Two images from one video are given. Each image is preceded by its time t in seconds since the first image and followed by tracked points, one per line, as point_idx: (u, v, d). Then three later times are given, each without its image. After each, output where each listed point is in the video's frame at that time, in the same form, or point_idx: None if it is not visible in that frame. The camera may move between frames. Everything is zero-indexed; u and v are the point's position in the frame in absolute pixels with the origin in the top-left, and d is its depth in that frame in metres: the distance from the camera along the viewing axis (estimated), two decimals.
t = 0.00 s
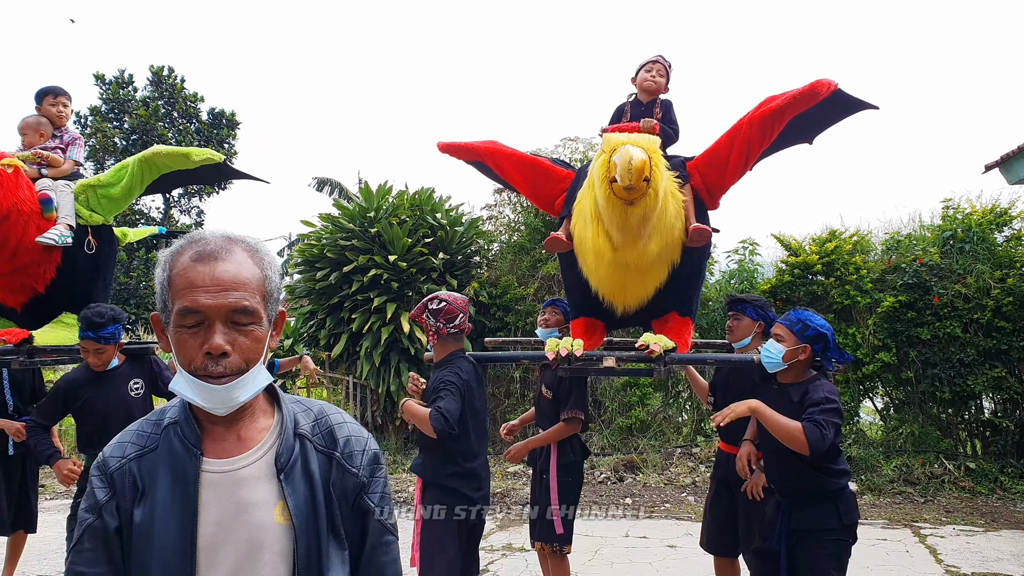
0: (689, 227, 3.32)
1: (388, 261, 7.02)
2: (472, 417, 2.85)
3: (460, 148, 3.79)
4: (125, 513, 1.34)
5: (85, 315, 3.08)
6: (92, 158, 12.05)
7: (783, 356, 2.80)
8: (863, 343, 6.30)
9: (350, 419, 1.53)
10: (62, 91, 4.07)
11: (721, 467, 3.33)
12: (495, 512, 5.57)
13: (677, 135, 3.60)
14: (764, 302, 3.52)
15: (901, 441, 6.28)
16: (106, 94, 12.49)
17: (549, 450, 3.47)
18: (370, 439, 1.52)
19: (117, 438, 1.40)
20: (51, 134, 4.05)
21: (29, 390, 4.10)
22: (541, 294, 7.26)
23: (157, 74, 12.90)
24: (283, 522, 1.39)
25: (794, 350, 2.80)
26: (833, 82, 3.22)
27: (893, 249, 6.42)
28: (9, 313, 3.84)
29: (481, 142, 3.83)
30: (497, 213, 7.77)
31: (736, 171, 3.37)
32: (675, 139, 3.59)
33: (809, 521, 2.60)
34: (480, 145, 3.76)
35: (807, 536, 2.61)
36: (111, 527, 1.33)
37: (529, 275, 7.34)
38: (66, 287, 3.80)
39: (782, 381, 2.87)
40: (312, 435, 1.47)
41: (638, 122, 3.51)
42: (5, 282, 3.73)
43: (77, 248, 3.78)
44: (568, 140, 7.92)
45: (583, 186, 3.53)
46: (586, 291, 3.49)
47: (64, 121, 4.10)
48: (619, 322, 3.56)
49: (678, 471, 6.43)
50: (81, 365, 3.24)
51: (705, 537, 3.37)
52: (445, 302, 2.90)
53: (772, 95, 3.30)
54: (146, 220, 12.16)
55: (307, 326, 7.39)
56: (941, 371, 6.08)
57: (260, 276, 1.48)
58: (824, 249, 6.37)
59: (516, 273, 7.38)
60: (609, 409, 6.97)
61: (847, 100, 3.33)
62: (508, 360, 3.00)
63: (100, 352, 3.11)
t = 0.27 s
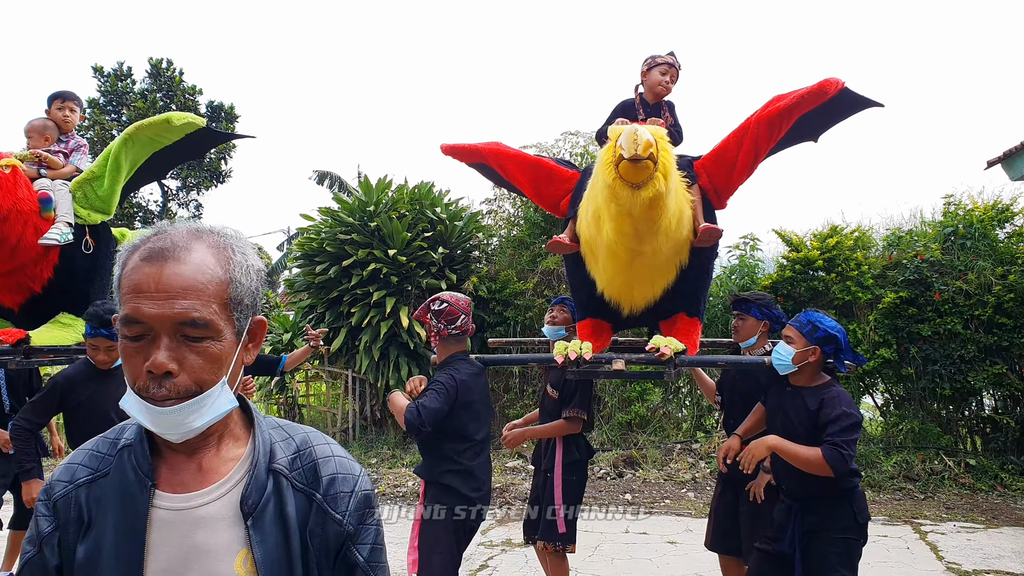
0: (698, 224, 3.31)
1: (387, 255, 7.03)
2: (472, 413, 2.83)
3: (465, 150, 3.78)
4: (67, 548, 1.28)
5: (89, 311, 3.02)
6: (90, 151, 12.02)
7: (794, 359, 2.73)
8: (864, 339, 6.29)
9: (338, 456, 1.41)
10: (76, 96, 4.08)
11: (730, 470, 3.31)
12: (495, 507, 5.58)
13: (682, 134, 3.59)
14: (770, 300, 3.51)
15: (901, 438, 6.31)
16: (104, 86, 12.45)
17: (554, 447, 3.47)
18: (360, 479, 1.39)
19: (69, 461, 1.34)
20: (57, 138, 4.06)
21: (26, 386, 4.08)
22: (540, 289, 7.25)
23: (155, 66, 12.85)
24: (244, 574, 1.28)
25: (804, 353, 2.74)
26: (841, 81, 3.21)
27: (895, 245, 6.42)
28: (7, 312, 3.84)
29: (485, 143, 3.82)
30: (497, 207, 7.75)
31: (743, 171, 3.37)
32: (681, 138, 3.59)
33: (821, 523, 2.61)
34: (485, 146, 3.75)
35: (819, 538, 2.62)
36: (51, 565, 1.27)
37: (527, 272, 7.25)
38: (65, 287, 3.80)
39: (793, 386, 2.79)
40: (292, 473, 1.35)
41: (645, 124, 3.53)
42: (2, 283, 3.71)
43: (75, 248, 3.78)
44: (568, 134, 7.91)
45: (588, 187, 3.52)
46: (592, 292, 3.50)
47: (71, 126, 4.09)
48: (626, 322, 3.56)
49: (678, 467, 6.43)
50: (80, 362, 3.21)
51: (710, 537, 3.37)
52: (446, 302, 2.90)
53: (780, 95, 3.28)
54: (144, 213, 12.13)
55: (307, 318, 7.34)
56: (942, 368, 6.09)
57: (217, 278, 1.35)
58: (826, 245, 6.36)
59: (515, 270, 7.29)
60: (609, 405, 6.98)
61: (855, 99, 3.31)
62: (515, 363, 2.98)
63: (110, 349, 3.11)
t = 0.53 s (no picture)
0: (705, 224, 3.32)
1: (387, 253, 7.03)
2: (478, 409, 2.83)
3: (471, 145, 3.76)
4: None
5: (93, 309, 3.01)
6: (89, 147, 12.01)
7: (801, 350, 2.73)
8: (866, 338, 6.29)
9: (298, 471, 1.25)
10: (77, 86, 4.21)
11: (731, 465, 3.33)
12: (495, 506, 5.57)
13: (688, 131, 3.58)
14: (774, 300, 3.48)
15: (901, 437, 6.32)
16: (103, 82, 12.42)
17: (554, 442, 3.46)
18: (324, 500, 1.24)
19: None
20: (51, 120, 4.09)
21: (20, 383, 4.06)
22: (541, 286, 7.23)
23: (154, 62, 12.83)
24: None
25: (813, 347, 2.73)
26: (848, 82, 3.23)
27: (896, 243, 6.42)
28: None
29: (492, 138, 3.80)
30: (497, 204, 7.74)
31: (751, 167, 3.34)
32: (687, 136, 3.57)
33: (823, 517, 2.60)
34: (491, 142, 3.74)
35: (818, 532, 2.61)
36: None
37: (528, 268, 7.29)
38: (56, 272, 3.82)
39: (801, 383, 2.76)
40: (236, 492, 1.20)
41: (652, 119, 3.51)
42: None
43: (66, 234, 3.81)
44: (569, 132, 7.91)
45: (595, 183, 3.52)
46: (597, 291, 3.49)
47: (66, 108, 4.15)
48: (631, 320, 3.56)
49: (678, 466, 6.42)
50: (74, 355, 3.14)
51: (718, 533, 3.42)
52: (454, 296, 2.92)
53: (787, 93, 3.29)
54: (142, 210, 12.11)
55: (306, 317, 7.33)
56: (943, 367, 6.08)
57: (141, 240, 1.18)
58: (827, 244, 6.36)
59: (515, 267, 7.34)
60: (609, 403, 7.08)
61: (862, 100, 3.31)
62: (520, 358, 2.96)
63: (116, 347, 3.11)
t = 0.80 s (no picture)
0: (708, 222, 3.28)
1: (388, 253, 7.02)
2: (479, 410, 2.81)
3: (476, 143, 3.77)
4: None
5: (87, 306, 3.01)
6: (88, 146, 12.02)
7: (804, 356, 2.69)
8: (868, 339, 6.28)
9: (183, 516, 1.02)
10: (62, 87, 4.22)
11: (737, 466, 3.34)
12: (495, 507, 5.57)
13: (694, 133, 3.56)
14: (778, 300, 3.47)
15: (903, 438, 6.31)
16: (103, 81, 12.41)
17: (559, 441, 3.45)
18: (217, 554, 1.00)
19: None
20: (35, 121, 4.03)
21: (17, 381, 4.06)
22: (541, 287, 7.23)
23: (154, 61, 12.82)
24: None
25: (815, 355, 2.68)
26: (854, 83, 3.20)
27: (899, 244, 6.41)
28: None
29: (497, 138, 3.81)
30: (498, 204, 7.72)
31: (756, 169, 3.35)
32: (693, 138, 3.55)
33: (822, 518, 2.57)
34: (498, 140, 3.73)
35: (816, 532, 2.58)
36: None
37: (529, 268, 7.28)
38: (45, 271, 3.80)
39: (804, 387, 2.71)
40: (101, 546, 0.97)
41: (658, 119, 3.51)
42: None
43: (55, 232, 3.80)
44: (570, 132, 7.89)
45: (601, 183, 3.51)
46: (600, 289, 3.49)
47: (49, 105, 4.13)
48: (634, 320, 3.56)
49: (680, 467, 6.42)
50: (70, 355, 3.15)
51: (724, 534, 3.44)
52: (454, 296, 2.90)
53: (793, 95, 3.27)
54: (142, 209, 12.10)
55: (306, 317, 7.32)
56: (945, 368, 6.07)
57: None
58: (829, 244, 6.35)
59: (516, 266, 7.35)
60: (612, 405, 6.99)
61: (869, 101, 3.29)
62: (523, 358, 2.96)
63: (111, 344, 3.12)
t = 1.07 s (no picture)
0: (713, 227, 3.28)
1: (390, 254, 7.01)
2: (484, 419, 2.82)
3: (477, 154, 3.78)
4: None
5: (75, 309, 2.97)
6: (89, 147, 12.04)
7: (818, 367, 2.65)
8: (871, 341, 6.28)
9: None
10: (40, 81, 4.08)
11: (742, 472, 3.34)
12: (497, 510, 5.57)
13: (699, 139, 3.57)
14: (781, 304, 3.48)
15: (907, 441, 6.30)
16: (104, 82, 12.43)
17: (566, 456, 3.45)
18: None
19: None
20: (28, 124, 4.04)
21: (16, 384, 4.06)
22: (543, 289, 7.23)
23: (155, 62, 12.84)
24: None
25: (831, 364, 2.66)
26: (854, 87, 3.21)
27: (902, 246, 6.41)
28: None
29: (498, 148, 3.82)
30: (499, 206, 7.72)
31: (758, 173, 3.34)
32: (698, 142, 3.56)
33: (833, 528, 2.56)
34: (499, 149, 3.76)
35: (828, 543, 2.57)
36: None
37: (531, 270, 7.26)
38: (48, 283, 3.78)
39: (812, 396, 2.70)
40: None
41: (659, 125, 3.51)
42: None
43: (56, 245, 3.75)
44: (572, 133, 7.89)
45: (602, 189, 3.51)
46: (604, 294, 3.48)
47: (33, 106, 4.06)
48: (639, 325, 3.56)
49: (682, 470, 6.41)
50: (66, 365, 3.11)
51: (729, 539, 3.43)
52: (460, 302, 2.89)
53: (794, 100, 3.29)
54: (143, 210, 12.11)
55: (307, 319, 7.32)
56: (948, 371, 6.07)
57: None
58: (832, 246, 6.34)
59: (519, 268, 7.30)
60: (614, 408, 6.96)
61: (870, 108, 3.30)
62: (527, 364, 2.96)
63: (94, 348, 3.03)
